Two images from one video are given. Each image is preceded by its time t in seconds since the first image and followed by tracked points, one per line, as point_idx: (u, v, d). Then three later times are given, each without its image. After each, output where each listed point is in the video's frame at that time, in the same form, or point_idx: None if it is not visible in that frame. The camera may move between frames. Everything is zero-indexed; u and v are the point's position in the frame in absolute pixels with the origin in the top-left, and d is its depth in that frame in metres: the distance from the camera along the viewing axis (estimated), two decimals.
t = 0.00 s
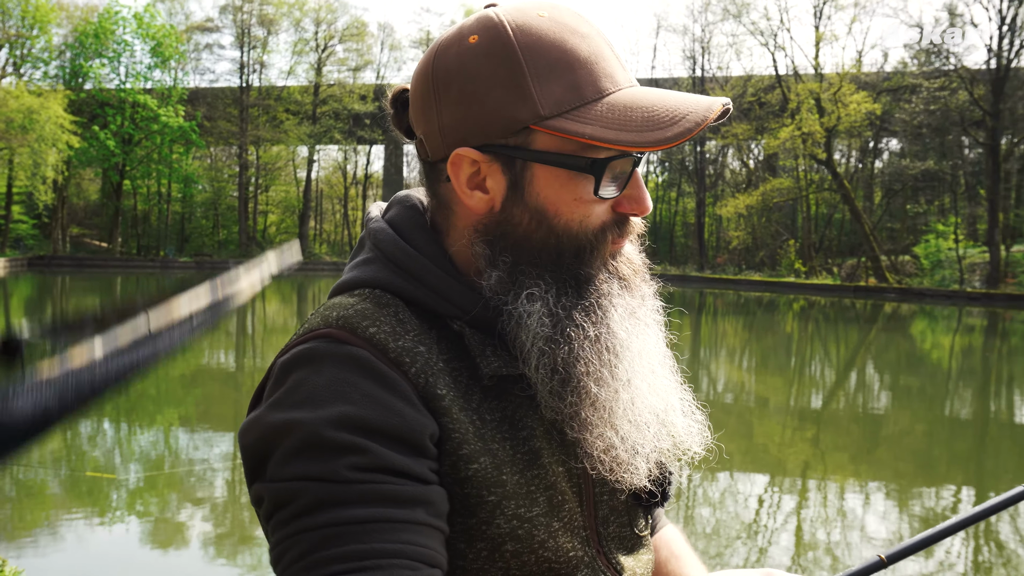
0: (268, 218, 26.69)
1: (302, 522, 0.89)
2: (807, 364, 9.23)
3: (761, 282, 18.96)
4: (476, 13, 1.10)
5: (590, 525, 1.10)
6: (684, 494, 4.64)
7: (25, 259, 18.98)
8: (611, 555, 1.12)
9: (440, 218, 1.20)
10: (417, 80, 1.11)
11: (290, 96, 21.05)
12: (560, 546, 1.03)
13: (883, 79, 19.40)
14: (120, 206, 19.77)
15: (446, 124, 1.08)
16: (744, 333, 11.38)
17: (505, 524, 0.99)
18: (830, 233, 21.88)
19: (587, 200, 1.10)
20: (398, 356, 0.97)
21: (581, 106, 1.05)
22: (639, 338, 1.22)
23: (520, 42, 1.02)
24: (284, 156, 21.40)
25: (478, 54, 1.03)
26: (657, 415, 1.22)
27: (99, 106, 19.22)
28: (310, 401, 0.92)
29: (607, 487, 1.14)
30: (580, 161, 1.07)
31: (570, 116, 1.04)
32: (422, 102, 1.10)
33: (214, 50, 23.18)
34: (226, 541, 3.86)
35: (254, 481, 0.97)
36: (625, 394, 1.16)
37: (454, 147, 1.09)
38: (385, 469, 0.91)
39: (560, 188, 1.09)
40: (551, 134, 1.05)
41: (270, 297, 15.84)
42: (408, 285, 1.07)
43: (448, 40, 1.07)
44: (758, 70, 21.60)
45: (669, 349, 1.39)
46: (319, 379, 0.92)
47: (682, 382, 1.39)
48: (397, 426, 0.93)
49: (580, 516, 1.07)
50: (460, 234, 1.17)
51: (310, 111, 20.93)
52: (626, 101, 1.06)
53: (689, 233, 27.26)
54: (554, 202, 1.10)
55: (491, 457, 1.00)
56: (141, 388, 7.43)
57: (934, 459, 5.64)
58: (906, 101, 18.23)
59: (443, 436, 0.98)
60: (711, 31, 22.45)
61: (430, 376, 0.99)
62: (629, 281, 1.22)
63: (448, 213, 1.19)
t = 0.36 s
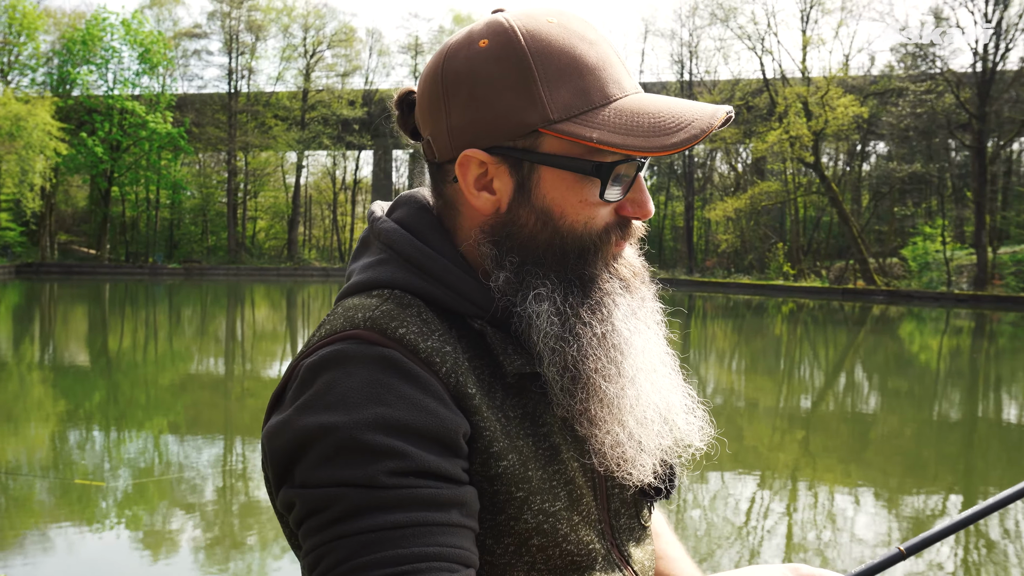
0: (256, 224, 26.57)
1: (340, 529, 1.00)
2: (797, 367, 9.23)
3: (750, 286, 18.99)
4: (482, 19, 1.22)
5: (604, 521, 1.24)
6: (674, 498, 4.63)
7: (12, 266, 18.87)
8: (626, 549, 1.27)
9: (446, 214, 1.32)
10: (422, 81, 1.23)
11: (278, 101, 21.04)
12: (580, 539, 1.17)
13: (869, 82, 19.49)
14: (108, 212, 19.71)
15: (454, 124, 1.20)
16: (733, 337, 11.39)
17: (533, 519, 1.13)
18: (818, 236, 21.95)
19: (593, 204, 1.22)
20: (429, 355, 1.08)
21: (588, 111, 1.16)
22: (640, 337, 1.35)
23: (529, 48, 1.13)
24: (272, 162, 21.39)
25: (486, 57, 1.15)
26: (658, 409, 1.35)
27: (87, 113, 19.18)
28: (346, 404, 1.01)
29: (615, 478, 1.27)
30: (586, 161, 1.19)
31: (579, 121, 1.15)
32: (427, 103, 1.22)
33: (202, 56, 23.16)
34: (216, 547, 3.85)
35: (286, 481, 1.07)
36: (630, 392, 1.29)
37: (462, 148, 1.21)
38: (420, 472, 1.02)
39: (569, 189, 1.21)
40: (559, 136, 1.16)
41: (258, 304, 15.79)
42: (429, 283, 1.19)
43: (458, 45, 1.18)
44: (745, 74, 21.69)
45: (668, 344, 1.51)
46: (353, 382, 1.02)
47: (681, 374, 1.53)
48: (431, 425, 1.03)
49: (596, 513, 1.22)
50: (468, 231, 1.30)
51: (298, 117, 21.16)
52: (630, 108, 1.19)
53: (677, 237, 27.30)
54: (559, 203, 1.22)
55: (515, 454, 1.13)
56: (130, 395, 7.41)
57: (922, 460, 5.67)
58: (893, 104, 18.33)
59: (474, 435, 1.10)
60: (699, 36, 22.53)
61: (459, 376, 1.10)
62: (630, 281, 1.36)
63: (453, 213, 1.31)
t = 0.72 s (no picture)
0: (240, 220, 26.44)
1: (356, 510, 1.07)
2: (780, 363, 9.27)
3: (733, 282, 19.08)
4: (514, 13, 1.30)
5: (616, 510, 1.32)
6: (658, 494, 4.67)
7: None
8: (635, 538, 1.34)
9: (468, 204, 1.40)
10: (454, 68, 1.30)
11: (262, 98, 20.93)
12: (591, 529, 1.24)
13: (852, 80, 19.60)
14: (90, 209, 19.65)
15: (482, 114, 1.27)
16: (716, 333, 11.44)
17: (544, 507, 1.20)
18: (802, 233, 22.07)
19: (612, 198, 1.29)
20: (446, 347, 1.15)
21: (611, 107, 1.23)
22: (651, 331, 1.42)
23: (560, 46, 1.20)
24: (256, 158, 21.33)
25: (516, 51, 1.22)
26: (668, 403, 1.41)
27: (69, 109, 19.09)
28: (365, 392, 1.08)
29: (623, 466, 1.34)
30: (608, 155, 1.26)
31: (604, 116, 1.22)
32: (456, 91, 1.29)
33: (185, 52, 23.06)
34: (200, 545, 3.84)
35: (307, 462, 1.14)
36: (640, 383, 1.35)
37: (487, 138, 1.28)
38: (436, 458, 1.08)
39: (593, 181, 1.28)
40: (583, 131, 1.23)
41: (242, 301, 15.76)
42: (450, 277, 1.26)
43: (490, 37, 1.26)
44: (729, 72, 21.77)
45: (679, 336, 1.58)
46: (372, 371, 1.09)
47: (690, 369, 1.58)
48: (447, 415, 1.10)
49: (607, 503, 1.29)
50: (489, 219, 1.38)
51: (282, 114, 21.13)
52: (650, 107, 1.25)
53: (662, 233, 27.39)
54: (580, 195, 1.29)
55: (528, 443, 1.20)
56: (113, 392, 7.39)
57: (904, 455, 5.73)
58: (875, 102, 18.43)
59: (489, 424, 1.17)
60: (683, 33, 22.60)
61: (476, 367, 1.17)
62: (641, 275, 1.43)
63: (475, 201, 1.39)
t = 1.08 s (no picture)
0: (220, 215, 26.28)
1: (381, 491, 1.11)
2: (761, 357, 9.31)
3: (714, 277, 19.13)
4: (552, 11, 1.33)
5: (635, 502, 1.32)
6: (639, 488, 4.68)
7: None
8: (653, 530, 1.35)
9: (498, 196, 1.43)
10: (489, 61, 1.33)
11: (242, 92, 20.75)
12: (608, 518, 1.26)
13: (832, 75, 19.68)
14: (68, 204, 19.47)
15: (516, 104, 1.30)
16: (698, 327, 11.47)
17: (561, 496, 1.22)
18: (782, 228, 22.16)
19: (637, 190, 1.33)
20: (470, 338, 1.19)
21: (643, 101, 1.27)
22: (671, 320, 1.43)
23: (595, 43, 1.24)
24: (236, 153, 21.21)
25: (552, 45, 1.25)
26: (689, 394, 1.42)
27: (47, 103, 18.89)
28: (392, 378, 1.13)
29: (644, 456, 1.35)
30: (636, 147, 1.29)
31: (632, 110, 1.26)
32: (490, 82, 1.32)
33: (165, 46, 22.90)
34: (181, 541, 3.81)
35: (336, 445, 1.18)
36: (660, 372, 1.37)
37: (521, 126, 1.31)
38: (457, 445, 1.12)
39: (614, 174, 1.31)
40: (613, 122, 1.26)
41: (223, 296, 15.65)
42: (478, 271, 1.29)
43: (527, 32, 1.29)
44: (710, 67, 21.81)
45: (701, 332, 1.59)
46: (399, 359, 1.13)
47: (713, 365, 1.58)
48: (470, 403, 1.14)
49: (626, 493, 1.30)
50: (517, 208, 1.40)
51: (262, 108, 21.00)
52: (676, 104, 1.28)
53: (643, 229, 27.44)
54: (607, 185, 1.32)
55: (547, 431, 1.22)
56: (92, 388, 7.33)
57: (882, 448, 5.77)
58: (855, 97, 18.50)
59: (510, 414, 1.20)
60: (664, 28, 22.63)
61: (498, 358, 1.21)
62: (660, 268, 1.45)
63: (505, 190, 1.42)
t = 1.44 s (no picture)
0: (192, 217, 26.08)
1: (387, 471, 1.11)
2: (735, 355, 9.36)
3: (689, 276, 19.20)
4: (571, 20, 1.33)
5: (635, 493, 1.33)
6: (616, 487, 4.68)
7: None
8: (652, 520, 1.35)
9: (514, 194, 1.43)
10: (509, 68, 1.33)
11: (214, 93, 20.57)
12: (608, 507, 1.26)
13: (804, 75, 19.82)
14: (38, 206, 19.21)
15: (536, 106, 1.30)
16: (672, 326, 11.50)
17: (563, 482, 1.22)
18: (755, 227, 22.31)
19: (649, 190, 1.33)
20: (481, 328, 1.19)
21: (657, 105, 1.27)
22: (674, 315, 1.44)
23: (612, 50, 1.24)
24: (209, 154, 21.05)
25: (571, 53, 1.25)
26: (690, 387, 1.43)
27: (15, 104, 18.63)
28: (404, 364, 1.13)
29: (646, 446, 1.35)
30: (650, 149, 1.29)
31: (647, 112, 1.26)
32: (511, 86, 1.32)
33: (135, 46, 22.69)
34: (155, 547, 3.77)
35: (348, 429, 1.18)
36: (662, 363, 1.38)
37: (540, 127, 1.31)
38: (464, 432, 1.12)
39: (623, 172, 1.31)
40: (629, 124, 1.26)
41: (196, 299, 15.51)
42: (488, 266, 1.29)
43: (549, 37, 1.29)
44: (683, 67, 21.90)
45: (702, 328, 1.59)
46: (412, 346, 1.13)
47: (715, 363, 1.59)
48: (477, 390, 1.14)
49: (627, 483, 1.30)
50: (533, 206, 1.40)
51: (235, 109, 20.85)
52: (687, 110, 1.29)
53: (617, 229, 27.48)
54: (621, 184, 1.32)
55: (553, 418, 1.23)
56: (63, 393, 7.24)
57: (857, 445, 5.80)
58: (826, 96, 18.64)
59: (516, 402, 1.20)
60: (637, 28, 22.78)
61: (507, 348, 1.20)
62: (669, 266, 1.45)
63: (521, 190, 1.42)
